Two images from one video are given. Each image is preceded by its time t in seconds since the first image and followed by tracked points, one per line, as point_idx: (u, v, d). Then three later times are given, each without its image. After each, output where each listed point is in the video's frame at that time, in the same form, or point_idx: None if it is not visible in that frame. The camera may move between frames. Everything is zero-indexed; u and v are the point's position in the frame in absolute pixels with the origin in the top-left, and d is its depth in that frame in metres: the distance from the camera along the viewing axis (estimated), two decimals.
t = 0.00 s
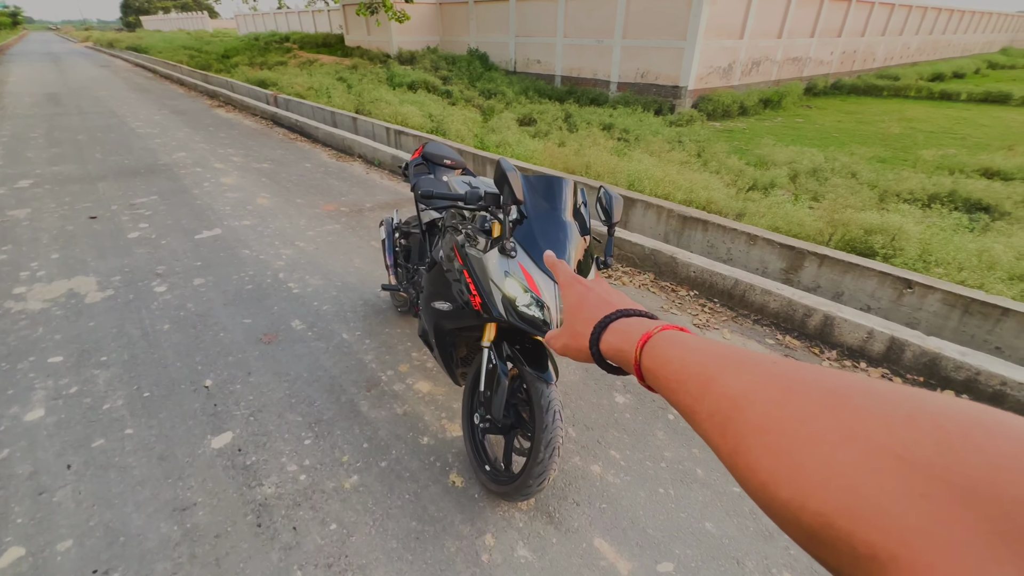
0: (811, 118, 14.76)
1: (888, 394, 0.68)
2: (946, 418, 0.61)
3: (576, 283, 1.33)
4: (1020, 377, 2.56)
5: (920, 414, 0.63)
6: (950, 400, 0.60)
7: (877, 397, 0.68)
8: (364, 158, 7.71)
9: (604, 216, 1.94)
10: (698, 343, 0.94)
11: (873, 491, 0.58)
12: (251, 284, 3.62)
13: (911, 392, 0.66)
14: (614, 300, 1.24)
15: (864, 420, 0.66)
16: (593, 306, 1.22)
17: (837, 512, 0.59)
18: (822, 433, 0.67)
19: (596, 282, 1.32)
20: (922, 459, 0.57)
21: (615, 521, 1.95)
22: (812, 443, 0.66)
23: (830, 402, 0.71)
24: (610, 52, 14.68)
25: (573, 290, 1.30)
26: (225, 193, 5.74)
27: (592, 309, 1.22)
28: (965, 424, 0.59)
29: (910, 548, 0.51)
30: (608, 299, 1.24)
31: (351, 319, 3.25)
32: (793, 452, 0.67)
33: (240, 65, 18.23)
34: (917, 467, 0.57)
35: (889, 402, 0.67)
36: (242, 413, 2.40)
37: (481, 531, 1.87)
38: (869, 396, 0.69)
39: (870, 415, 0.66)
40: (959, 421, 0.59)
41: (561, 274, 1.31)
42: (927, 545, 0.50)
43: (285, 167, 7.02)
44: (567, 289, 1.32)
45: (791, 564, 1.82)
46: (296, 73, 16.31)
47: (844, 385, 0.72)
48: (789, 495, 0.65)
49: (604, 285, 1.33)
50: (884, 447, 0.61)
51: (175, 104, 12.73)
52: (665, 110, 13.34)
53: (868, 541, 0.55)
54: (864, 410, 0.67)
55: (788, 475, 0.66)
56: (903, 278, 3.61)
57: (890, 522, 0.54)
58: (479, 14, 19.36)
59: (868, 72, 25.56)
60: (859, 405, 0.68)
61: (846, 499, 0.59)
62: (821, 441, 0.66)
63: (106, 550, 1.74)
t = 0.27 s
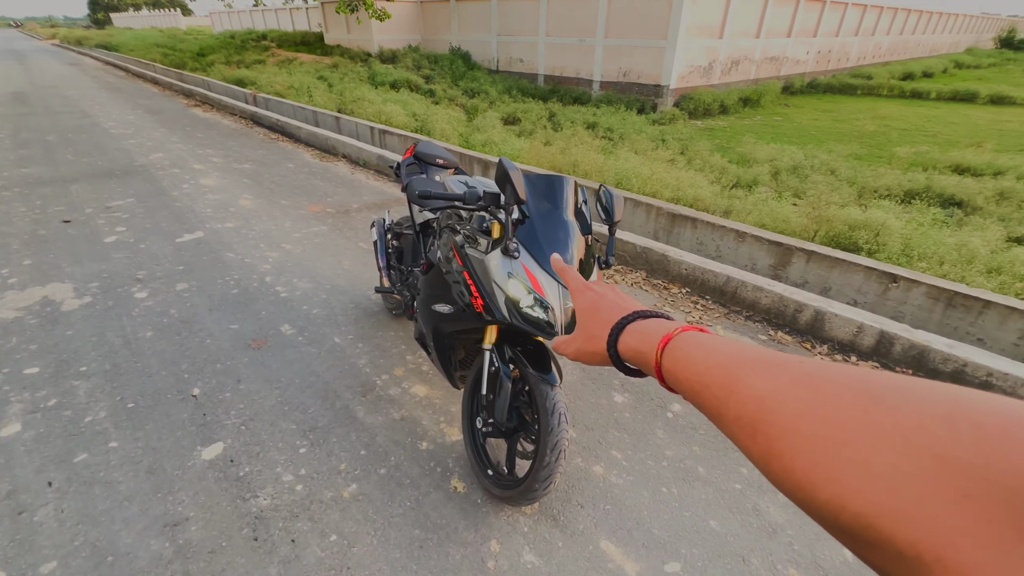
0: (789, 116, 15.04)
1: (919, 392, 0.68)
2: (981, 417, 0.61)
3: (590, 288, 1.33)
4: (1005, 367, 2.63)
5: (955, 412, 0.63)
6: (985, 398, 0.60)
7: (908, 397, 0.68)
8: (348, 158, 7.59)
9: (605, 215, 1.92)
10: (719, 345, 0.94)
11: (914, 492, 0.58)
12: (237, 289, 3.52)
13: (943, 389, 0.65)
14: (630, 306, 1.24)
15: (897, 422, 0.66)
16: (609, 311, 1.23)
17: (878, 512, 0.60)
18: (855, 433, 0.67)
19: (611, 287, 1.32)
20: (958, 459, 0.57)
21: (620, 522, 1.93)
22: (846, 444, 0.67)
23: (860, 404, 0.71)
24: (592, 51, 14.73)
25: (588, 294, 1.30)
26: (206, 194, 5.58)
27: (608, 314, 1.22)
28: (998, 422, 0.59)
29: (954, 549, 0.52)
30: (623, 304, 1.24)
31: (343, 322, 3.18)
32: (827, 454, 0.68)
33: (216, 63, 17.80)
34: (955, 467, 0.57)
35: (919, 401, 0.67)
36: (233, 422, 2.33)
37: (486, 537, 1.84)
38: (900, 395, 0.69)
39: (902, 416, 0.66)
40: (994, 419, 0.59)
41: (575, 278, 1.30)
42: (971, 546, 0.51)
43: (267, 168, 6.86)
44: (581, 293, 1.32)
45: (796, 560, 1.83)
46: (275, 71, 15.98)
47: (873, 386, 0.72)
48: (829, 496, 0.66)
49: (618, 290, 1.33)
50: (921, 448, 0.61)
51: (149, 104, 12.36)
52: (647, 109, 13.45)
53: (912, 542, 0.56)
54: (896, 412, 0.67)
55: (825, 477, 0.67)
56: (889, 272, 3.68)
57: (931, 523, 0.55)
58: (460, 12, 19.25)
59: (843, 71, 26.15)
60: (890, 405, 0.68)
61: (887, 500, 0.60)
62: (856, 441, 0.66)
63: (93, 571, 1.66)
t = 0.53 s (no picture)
0: (775, 113, 15.18)
1: (924, 395, 0.63)
2: (991, 421, 0.57)
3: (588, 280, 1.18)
4: (999, 363, 2.65)
5: (967, 418, 0.58)
6: (995, 402, 0.56)
7: (915, 400, 0.63)
8: (336, 158, 7.46)
9: (604, 215, 1.87)
10: (719, 344, 0.86)
11: (924, 497, 0.55)
12: (224, 293, 3.42)
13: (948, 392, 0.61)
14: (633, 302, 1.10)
15: (904, 426, 0.62)
16: (610, 308, 1.09)
17: (887, 518, 0.56)
18: (860, 438, 0.63)
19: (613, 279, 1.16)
20: (972, 464, 0.53)
21: (623, 528, 1.90)
22: (852, 449, 0.63)
23: (865, 406, 0.66)
24: (579, 48, 14.70)
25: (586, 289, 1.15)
26: (189, 196, 5.44)
27: (608, 312, 1.08)
28: (1010, 427, 0.55)
29: (967, 560, 0.48)
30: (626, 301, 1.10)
31: (333, 327, 3.11)
32: (832, 459, 0.63)
33: (198, 61, 17.44)
34: (963, 473, 0.54)
35: (926, 404, 0.63)
36: (222, 433, 2.25)
37: (487, 547, 1.79)
38: (907, 397, 0.64)
39: (910, 420, 0.62)
40: (1004, 424, 0.55)
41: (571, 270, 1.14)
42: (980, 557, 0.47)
43: (252, 168, 6.72)
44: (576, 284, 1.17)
45: (801, 563, 1.81)
46: (258, 69, 15.70)
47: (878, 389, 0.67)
48: (834, 500, 0.62)
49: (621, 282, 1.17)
50: (929, 453, 0.57)
51: (129, 102, 12.07)
52: (635, 106, 13.46)
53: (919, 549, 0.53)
54: (902, 416, 0.63)
55: (831, 481, 0.63)
56: (881, 268, 3.69)
57: (940, 532, 0.52)
58: (447, 9, 19.09)
59: (826, 68, 26.46)
60: (898, 409, 0.64)
61: (896, 506, 0.56)
62: (861, 445, 0.62)
63: None
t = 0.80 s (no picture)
0: (774, 110, 15.10)
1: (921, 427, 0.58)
2: (988, 457, 0.52)
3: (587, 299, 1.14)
4: (1019, 367, 2.57)
5: (962, 450, 0.54)
6: (987, 437, 0.51)
7: (913, 432, 0.58)
8: (333, 159, 7.36)
9: (614, 220, 1.79)
10: (716, 368, 0.82)
11: (916, 534, 0.50)
12: (219, 301, 3.33)
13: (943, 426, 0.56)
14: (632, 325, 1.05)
15: (898, 458, 0.57)
16: (606, 329, 1.05)
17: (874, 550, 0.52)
18: (855, 470, 0.58)
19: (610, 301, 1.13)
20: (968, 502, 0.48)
21: (637, 548, 1.81)
22: (848, 480, 0.58)
23: (861, 438, 0.62)
24: (577, 46, 14.60)
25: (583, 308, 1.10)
26: (184, 199, 5.34)
27: (605, 333, 1.04)
28: (1008, 460, 0.50)
29: None
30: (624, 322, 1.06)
31: (332, 335, 3.01)
32: (822, 488, 0.59)
33: (194, 62, 17.30)
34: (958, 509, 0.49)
35: (921, 437, 0.58)
36: (216, 449, 2.16)
37: (495, 571, 1.71)
38: (904, 430, 0.59)
39: (905, 452, 0.57)
40: (1002, 461, 0.50)
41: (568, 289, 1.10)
42: None
43: (248, 171, 6.61)
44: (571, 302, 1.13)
45: None
46: (254, 70, 15.57)
47: (874, 419, 0.63)
48: (824, 531, 0.58)
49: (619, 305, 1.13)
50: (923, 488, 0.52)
51: (123, 104, 11.94)
52: (633, 104, 13.38)
53: None
54: (897, 446, 0.58)
55: (825, 512, 0.58)
56: (892, 269, 3.61)
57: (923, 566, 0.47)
58: (443, 8, 18.97)
59: (824, 64, 26.39)
60: (893, 442, 0.59)
61: (883, 538, 0.52)
62: (854, 477, 0.58)
63: None
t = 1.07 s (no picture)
0: (773, 108, 15.00)
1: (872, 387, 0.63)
2: (931, 414, 0.57)
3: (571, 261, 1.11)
4: None
5: (908, 407, 0.59)
6: (935, 397, 0.57)
7: (867, 393, 0.63)
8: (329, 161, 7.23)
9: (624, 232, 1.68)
10: (687, 333, 0.83)
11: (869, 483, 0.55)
12: (210, 312, 3.22)
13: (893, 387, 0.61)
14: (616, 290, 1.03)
15: (854, 415, 0.61)
16: (589, 292, 1.03)
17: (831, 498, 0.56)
18: (818, 427, 0.62)
19: (595, 266, 1.10)
20: (915, 454, 0.54)
21: None
22: (809, 435, 0.62)
23: (820, 399, 0.65)
24: (575, 44, 14.46)
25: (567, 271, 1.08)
26: (176, 205, 5.21)
27: (586, 297, 1.02)
28: (948, 417, 0.56)
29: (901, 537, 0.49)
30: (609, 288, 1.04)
31: (328, 348, 2.91)
32: (787, 442, 0.63)
33: (188, 62, 17.10)
34: (909, 460, 0.54)
35: (872, 397, 0.63)
36: (205, 475, 2.05)
37: None
38: (859, 391, 0.64)
39: (862, 411, 0.61)
40: (946, 420, 0.56)
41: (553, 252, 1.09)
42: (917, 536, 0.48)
43: (242, 174, 6.47)
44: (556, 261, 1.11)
45: None
46: (249, 70, 15.38)
47: (831, 381, 0.67)
48: (783, 480, 0.62)
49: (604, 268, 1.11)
50: (879, 444, 0.57)
51: (116, 106, 11.77)
52: (632, 103, 13.25)
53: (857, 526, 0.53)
54: (854, 406, 0.63)
55: (784, 462, 0.62)
56: (903, 274, 3.52)
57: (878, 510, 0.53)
58: (440, 6, 18.79)
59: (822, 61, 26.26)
60: (848, 402, 0.63)
61: (840, 487, 0.56)
62: (817, 433, 0.62)
63: None
